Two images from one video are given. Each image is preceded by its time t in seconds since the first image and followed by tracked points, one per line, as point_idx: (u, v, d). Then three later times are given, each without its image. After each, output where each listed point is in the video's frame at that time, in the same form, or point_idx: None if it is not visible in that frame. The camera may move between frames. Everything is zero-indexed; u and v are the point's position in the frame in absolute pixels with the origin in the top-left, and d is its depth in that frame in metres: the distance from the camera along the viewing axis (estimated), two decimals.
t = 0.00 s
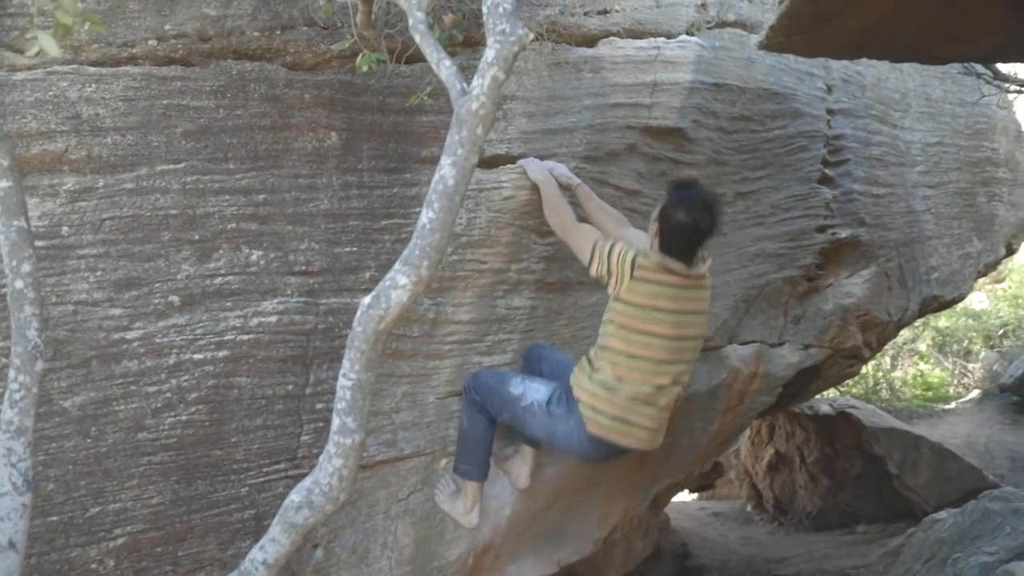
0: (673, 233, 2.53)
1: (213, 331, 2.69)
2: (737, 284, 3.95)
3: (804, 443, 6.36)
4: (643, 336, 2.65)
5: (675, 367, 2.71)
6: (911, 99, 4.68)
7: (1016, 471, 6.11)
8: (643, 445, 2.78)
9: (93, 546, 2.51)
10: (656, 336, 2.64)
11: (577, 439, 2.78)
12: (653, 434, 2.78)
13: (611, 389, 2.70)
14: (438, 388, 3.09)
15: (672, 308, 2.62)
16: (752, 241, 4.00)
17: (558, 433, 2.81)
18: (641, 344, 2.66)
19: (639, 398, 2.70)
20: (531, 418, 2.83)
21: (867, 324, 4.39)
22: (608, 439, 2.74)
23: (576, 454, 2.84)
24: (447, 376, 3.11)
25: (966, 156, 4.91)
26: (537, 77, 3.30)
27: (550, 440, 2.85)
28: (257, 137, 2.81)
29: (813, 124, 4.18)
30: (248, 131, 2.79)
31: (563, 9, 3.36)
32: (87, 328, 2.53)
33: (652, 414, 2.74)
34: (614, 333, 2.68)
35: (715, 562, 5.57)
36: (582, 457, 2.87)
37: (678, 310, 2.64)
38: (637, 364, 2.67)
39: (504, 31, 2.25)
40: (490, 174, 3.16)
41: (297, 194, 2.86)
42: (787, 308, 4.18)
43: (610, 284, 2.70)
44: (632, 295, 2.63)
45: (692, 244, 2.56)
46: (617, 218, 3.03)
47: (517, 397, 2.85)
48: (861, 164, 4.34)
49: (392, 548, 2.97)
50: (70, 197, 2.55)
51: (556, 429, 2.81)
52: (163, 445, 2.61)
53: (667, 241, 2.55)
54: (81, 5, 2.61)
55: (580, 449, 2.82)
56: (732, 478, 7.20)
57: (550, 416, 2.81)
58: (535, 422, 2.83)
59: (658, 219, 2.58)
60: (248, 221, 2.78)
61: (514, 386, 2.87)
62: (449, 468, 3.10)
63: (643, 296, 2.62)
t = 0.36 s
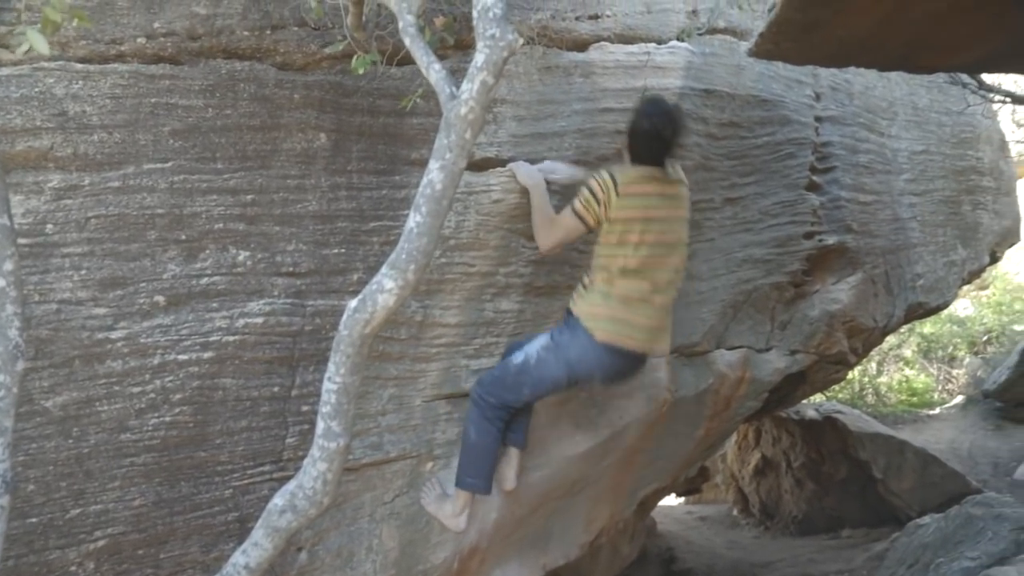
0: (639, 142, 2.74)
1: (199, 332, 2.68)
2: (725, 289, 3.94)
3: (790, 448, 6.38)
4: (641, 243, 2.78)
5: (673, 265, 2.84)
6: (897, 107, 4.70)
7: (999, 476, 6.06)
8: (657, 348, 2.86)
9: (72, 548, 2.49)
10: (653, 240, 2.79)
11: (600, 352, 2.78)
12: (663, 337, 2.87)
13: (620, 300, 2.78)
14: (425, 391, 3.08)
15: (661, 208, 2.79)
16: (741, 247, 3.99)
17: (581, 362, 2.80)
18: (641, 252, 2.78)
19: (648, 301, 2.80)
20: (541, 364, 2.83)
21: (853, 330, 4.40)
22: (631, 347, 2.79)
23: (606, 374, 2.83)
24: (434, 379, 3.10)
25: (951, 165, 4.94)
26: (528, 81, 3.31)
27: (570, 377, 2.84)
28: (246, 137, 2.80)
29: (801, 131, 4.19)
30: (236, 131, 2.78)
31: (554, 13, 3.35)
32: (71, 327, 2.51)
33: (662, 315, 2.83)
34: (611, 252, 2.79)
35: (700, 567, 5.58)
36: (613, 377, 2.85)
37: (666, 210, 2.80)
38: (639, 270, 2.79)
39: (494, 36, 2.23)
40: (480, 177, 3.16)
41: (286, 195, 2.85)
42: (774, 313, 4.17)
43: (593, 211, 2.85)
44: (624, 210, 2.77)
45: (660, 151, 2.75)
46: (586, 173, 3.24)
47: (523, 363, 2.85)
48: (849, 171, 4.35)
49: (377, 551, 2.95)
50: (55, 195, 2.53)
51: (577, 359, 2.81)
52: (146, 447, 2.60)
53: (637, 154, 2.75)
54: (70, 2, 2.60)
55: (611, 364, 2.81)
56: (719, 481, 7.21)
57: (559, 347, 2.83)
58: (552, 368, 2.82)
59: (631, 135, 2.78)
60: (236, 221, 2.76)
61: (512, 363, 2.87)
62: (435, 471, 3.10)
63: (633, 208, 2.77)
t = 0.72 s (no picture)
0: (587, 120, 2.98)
1: (169, 354, 2.65)
2: (700, 313, 3.95)
3: (766, 470, 6.39)
4: (608, 212, 2.94)
5: (636, 225, 3.01)
6: (870, 135, 4.75)
7: (969, 496, 6.16)
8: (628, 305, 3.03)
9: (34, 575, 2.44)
10: (622, 210, 2.93)
11: (582, 313, 2.90)
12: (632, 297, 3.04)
13: (592, 267, 2.93)
14: (399, 414, 3.06)
15: (623, 179, 2.95)
16: (715, 271, 4.00)
17: (566, 329, 2.89)
18: (609, 220, 2.94)
19: (616, 261, 2.97)
20: (529, 344, 2.88)
21: (826, 354, 4.42)
22: (609, 308, 2.95)
23: (590, 337, 2.92)
24: (408, 402, 3.08)
25: (922, 192, 4.99)
26: (506, 106, 3.33)
27: (559, 350, 2.90)
28: (222, 157, 2.79)
29: (776, 158, 4.22)
30: (212, 151, 2.77)
31: (534, 39, 3.44)
32: (38, 347, 2.48)
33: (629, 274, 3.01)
34: (579, 225, 2.92)
35: None
36: (596, 340, 2.96)
37: (628, 176, 2.97)
38: (607, 237, 2.95)
39: (471, 66, 2.33)
40: (457, 201, 3.16)
41: (261, 216, 2.84)
42: (748, 337, 4.18)
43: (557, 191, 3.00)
44: (590, 187, 2.89)
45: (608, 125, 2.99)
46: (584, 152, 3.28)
47: (512, 352, 2.88)
48: (822, 197, 4.39)
49: None
50: (25, 213, 2.50)
51: (562, 326, 2.89)
52: (113, 470, 2.56)
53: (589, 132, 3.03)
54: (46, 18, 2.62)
55: (593, 323, 2.92)
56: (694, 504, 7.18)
57: (541, 322, 2.90)
58: (541, 344, 2.88)
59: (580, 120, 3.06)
60: (209, 242, 2.74)
61: (500, 358, 2.89)
62: (408, 494, 3.06)
63: (598, 181, 2.91)
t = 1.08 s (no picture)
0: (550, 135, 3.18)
1: (110, 362, 2.59)
2: (651, 325, 3.96)
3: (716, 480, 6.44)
4: (582, 216, 3.02)
5: (611, 229, 3.07)
6: (819, 152, 4.82)
7: (911, 505, 6.25)
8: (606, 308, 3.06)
9: None
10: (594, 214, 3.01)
11: (553, 317, 2.94)
12: (611, 300, 3.07)
13: (566, 269, 2.99)
14: (348, 424, 3.03)
15: (594, 187, 3.04)
16: (667, 283, 4.02)
17: (536, 333, 2.92)
18: (583, 223, 3.01)
19: (591, 264, 3.02)
20: (503, 352, 2.92)
21: (774, 366, 4.47)
22: (584, 308, 2.98)
23: (560, 340, 2.96)
24: (359, 411, 3.05)
25: (868, 208, 5.08)
26: (461, 115, 3.32)
27: (532, 355, 2.93)
28: (170, 161, 2.75)
29: (727, 172, 4.27)
30: (159, 155, 2.73)
31: (489, 51, 3.47)
32: None
33: (606, 276, 3.05)
34: (552, 231, 3.01)
35: None
36: (567, 343, 2.99)
37: (600, 184, 3.07)
38: (581, 241, 3.02)
39: (420, 78, 2.40)
40: (409, 210, 3.15)
41: (209, 222, 2.80)
42: (699, 349, 4.21)
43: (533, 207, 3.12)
44: (560, 192, 3.00)
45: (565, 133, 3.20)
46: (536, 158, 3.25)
47: (486, 362, 2.92)
48: (772, 212, 4.44)
49: None
50: None
51: (533, 331, 2.93)
52: (48, 482, 2.49)
53: (561, 145, 3.16)
54: None
55: (564, 326, 2.95)
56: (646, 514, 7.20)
57: (514, 329, 2.94)
58: (513, 350, 2.91)
59: (545, 140, 3.19)
60: (155, 247, 2.70)
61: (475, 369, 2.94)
62: (357, 505, 3.02)
63: (568, 188, 3.01)
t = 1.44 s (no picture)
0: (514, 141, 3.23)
1: (62, 368, 2.54)
2: (614, 336, 3.97)
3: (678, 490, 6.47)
4: (551, 221, 3.03)
5: (580, 236, 3.08)
6: (781, 168, 4.87)
7: (868, 515, 6.30)
8: (576, 312, 3.05)
9: None
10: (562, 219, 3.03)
11: (521, 322, 2.93)
12: (579, 306, 3.07)
13: (537, 272, 2.98)
14: (308, 433, 2.99)
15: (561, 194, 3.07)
16: (630, 294, 4.02)
17: (505, 339, 2.91)
18: (552, 228, 3.02)
19: (561, 268, 3.02)
20: (472, 357, 2.89)
21: (735, 378, 4.49)
22: (554, 310, 2.97)
23: (528, 345, 2.95)
24: (319, 420, 3.02)
25: (828, 223, 5.14)
26: (427, 124, 3.30)
27: (501, 359, 2.92)
28: (128, 164, 2.72)
29: (690, 186, 4.29)
30: (117, 157, 2.70)
31: (456, 61, 3.44)
32: None
33: (575, 281, 3.05)
34: (522, 237, 3.03)
35: None
36: (536, 348, 2.97)
37: (567, 192, 3.10)
38: (550, 245, 3.02)
39: (380, 87, 2.39)
40: (373, 218, 3.12)
41: (168, 226, 2.76)
42: (661, 360, 4.22)
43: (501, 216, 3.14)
44: (528, 199, 3.03)
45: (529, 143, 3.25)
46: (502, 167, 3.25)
47: (455, 368, 2.89)
48: (734, 226, 4.47)
49: None
50: None
51: (501, 336, 2.91)
52: None
53: (526, 153, 3.21)
54: None
55: (531, 331, 2.94)
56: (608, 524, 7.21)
57: (483, 332, 2.92)
58: (483, 357, 2.89)
59: (510, 146, 3.22)
60: (111, 251, 2.66)
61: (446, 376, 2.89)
62: (317, 515, 2.99)
63: (535, 195, 3.05)
